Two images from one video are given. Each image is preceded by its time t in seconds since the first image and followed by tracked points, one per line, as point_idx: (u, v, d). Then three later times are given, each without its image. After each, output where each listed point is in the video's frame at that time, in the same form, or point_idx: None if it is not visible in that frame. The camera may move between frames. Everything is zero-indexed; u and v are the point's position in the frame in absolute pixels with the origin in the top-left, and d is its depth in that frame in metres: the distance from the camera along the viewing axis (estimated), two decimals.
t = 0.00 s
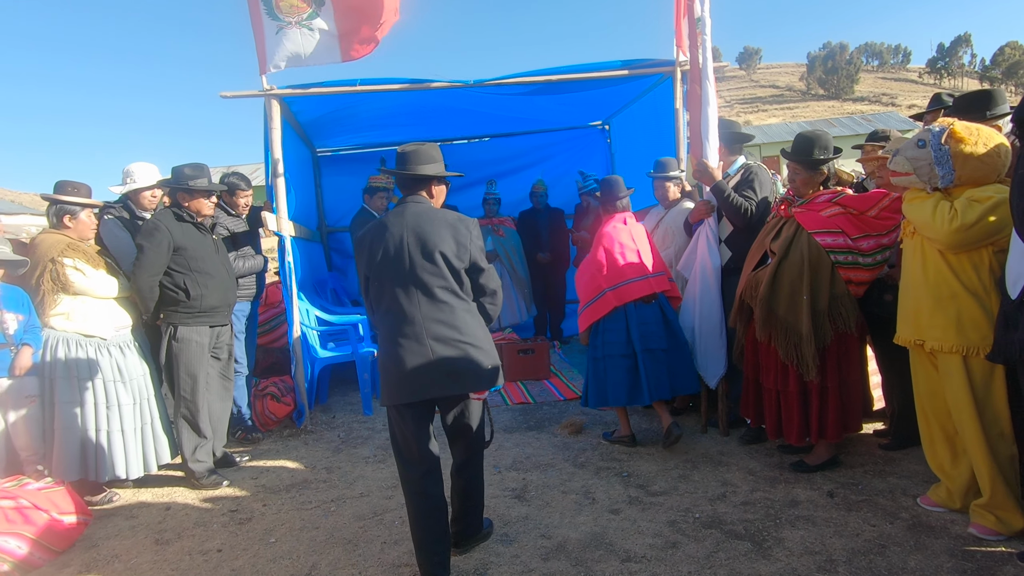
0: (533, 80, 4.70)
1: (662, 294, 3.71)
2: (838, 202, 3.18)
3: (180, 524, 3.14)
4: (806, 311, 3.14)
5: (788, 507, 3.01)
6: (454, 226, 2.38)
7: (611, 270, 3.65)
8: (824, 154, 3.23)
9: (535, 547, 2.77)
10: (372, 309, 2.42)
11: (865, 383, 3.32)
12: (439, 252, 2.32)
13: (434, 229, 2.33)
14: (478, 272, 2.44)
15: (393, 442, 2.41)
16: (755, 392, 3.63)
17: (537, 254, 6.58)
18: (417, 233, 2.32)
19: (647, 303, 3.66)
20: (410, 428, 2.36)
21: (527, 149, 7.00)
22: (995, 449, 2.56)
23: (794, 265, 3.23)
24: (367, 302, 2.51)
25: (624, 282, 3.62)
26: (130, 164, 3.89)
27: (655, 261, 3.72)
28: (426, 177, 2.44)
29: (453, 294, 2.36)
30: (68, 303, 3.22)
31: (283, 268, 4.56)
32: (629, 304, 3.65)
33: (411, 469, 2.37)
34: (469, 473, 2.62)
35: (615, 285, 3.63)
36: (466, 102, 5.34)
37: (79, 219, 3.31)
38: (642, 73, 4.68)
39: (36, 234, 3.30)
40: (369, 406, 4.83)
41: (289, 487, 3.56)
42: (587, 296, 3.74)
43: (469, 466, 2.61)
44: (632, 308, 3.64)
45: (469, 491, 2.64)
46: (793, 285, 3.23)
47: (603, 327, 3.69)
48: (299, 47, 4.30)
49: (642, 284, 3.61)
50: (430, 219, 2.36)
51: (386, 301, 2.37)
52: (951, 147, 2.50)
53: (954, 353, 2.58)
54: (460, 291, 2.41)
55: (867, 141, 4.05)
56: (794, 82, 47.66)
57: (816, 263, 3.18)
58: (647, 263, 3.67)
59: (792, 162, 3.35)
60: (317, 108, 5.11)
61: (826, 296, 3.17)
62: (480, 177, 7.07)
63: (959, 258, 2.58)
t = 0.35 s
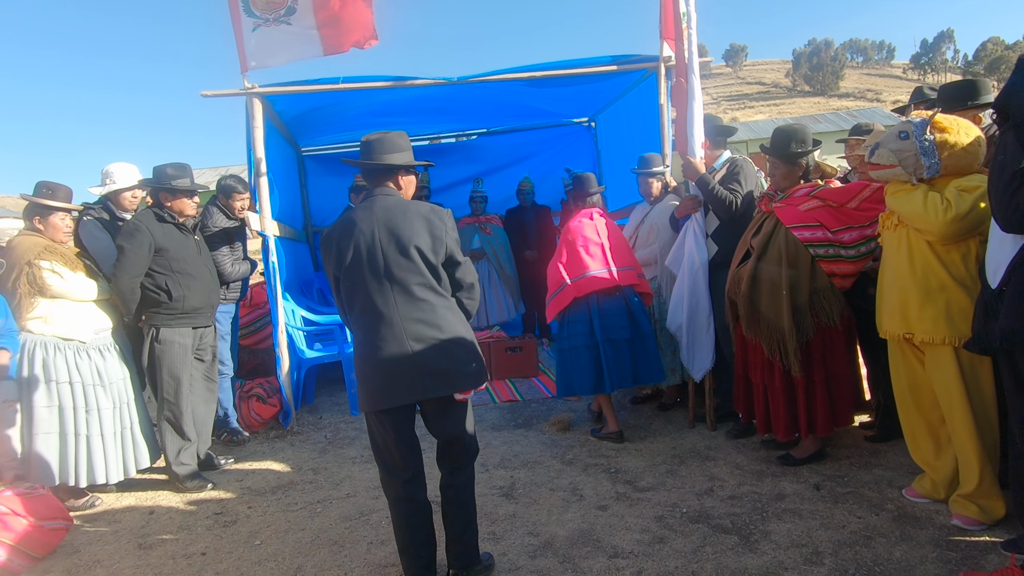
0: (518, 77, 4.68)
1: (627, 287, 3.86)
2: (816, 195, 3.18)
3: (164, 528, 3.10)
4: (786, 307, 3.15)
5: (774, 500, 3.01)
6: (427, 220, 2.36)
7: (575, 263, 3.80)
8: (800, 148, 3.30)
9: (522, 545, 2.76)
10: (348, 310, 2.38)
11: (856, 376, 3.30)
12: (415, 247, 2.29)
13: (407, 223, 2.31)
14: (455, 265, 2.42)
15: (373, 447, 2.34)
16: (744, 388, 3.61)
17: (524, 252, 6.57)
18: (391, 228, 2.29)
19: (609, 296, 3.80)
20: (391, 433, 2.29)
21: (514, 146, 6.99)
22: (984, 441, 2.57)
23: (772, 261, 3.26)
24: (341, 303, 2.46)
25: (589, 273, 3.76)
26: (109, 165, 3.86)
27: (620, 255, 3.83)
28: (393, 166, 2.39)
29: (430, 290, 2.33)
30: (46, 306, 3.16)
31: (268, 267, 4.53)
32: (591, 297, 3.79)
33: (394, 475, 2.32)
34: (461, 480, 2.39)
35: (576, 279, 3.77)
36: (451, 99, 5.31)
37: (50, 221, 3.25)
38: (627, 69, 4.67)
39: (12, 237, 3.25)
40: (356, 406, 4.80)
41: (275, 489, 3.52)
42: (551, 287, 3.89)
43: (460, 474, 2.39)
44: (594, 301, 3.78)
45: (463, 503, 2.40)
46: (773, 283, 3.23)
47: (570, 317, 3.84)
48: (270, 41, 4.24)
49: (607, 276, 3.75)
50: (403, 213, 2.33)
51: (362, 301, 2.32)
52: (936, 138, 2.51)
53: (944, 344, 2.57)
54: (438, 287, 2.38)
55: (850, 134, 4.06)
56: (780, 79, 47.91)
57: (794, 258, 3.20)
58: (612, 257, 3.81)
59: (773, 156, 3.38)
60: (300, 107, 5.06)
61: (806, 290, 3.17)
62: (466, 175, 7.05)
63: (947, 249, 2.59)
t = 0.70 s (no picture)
0: (508, 69, 4.66)
1: (599, 278, 4.08)
2: (797, 180, 3.18)
3: (158, 529, 3.09)
4: (762, 287, 3.17)
5: (768, 489, 3.02)
6: (427, 217, 2.30)
7: (547, 254, 4.15)
8: (783, 134, 3.31)
9: (518, 539, 2.76)
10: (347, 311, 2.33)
11: (839, 364, 3.30)
12: (414, 245, 2.24)
13: (405, 220, 2.25)
14: (455, 263, 2.35)
15: (371, 450, 2.34)
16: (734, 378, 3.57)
17: (517, 245, 6.55)
18: (388, 226, 2.24)
19: (580, 284, 4.07)
20: (388, 438, 2.27)
21: (504, 139, 6.96)
22: (977, 427, 2.58)
23: (752, 245, 3.27)
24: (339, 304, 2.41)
25: (553, 265, 4.10)
26: (95, 164, 3.82)
27: (595, 247, 4.10)
28: (388, 161, 2.34)
29: (431, 290, 2.27)
30: (33, 310, 3.14)
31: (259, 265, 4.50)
32: (562, 285, 4.08)
33: (391, 476, 2.32)
34: (459, 503, 2.24)
35: (547, 268, 4.12)
36: (441, 92, 5.27)
37: (33, 225, 3.20)
38: (617, 59, 4.65)
39: None
40: (350, 403, 4.79)
41: (270, 487, 3.52)
42: (529, 276, 4.25)
43: (460, 492, 2.24)
44: (564, 288, 4.07)
45: (466, 531, 2.24)
46: (752, 263, 3.27)
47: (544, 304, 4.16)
48: (261, 41, 4.24)
49: (569, 269, 4.05)
50: (401, 210, 2.27)
51: (360, 302, 2.27)
52: (931, 124, 2.52)
53: (939, 332, 2.57)
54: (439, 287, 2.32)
55: (841, 121, 4.05)
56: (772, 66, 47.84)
57: (775, 242, 3.19)
58: (586, 248, 4.09)
59: (759, 145, 3.39)
60: (288, 103, 5.02)
61: (784, 273, 3.18)
62: (458, 168, 7.03)
63: (941, 236, 2.58)
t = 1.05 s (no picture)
0: (503, 74, 4.66)
1: (585, 277, 4.31)
2: (789, 181, 3.18)
3: (158, 541, 3.09)
4: (749, 285, 3.20)
5: (769, 492, 3.02)
6: (450, 226, 2.27)
7: (535, 254, 4.36)
8: (783, 137, 3.32)
9: (518, 546, 2.76)
10: (355, 316, 2.25)
11: (830, 365, 3.27)
12: (434, 253, 2.20)
13: (427, 227, 2.22)
14: (474, 275, 2.33)
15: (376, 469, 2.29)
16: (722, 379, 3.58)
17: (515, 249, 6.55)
18: (410, 232, 2.19)
19: (566, 283, 4.29)
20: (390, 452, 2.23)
21: (501, 143, 6.96)
22: (975, 429, 2.57)
23: (742, 244, 3.28)
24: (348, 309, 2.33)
25: (542, 265, 4.32)
26: (92, 176, 3.82)
27: (582, 248, 4.30)
28: (412, 165, 2.30)
29: (448, 300, 2.23)
30: (30, 323, 3.14)
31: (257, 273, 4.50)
32: (549, 284, 4.30)
33: (394, 493, 2.30)
34: (468, 531, 2.21)
35: (535, 268, 4.34)
36: (437, 98, 5.27)
37: (33, 236, 3.21)
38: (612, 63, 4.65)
39: None
40: (350, 410, 4.79)
41: (270, 497, 3.51)
42: (517, 275, 4.45)
43: (459, 503, 2.23)
44: (551, 288, 4.29)
45: (470, 556, 2.21)
46: (741, 262, 3.28)
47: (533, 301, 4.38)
48: (256, 48, 4.22)
49: (557, 269, 4.27)
50: (424, 216, 2.24)
51: (372, 308, 2.20)
52: (923, 125, 2.51)
53: (934, 333, 2.57)
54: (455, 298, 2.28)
55: (836, 121, 4.05)
56: (769, 65, 47.85)
57: (764, 243, 3.19)
58: (573, 249, 4.29)
59: (752, 147, 3.40)
60: (284, 110, 5.02)
61: (773, 272, 3.17)
62: (455, 173, 7.03)
63: (936, 236, 2.57)
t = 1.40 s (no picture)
0: (500, 77, 4.66)
1: (567, 281, 4.39)
2: (785, 182, 3.17)
3: (161, 548, 3.09)
4: (749, 286, 3.20)
5: (772, 492, 3.01)
6: (449, 231, 2.25)
7: (520, 257, 4.45)
8: (777, 138, 3.30)
9: (521, 549, 2.75)
10: (350, 323, 2.21)
11: (831, 365, 3.27)
12: (435, 259, 2.18)
13: (427, 231, 2.19)
14: (473, 280, 2.31)
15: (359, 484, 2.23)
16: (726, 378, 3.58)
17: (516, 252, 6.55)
18: (410, 237, 2.16)
19: (549, 286, 4.38)
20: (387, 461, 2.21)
21: (500, 147, 6.97)
22: (975, 427, 2.57)
23: (741, 245, 3.28)
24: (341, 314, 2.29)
25: (526, 268, 4.41)
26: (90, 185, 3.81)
27: (564, 253, 4.38)
28: (405, 164, 2.26)
29: (448, 306, 2.22)
30: (31, 332, 3.14)
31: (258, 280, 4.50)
32: (532, 287, 4.39)
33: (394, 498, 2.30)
34: (468, 539, 2.20)
35: (519, 271, 4.43)
36: (435, 102, 5.28)
37: (40, 245, 3.23)
38: (610, 65, 4.66)
39: None
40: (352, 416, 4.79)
41: (272, 503, 3.51)
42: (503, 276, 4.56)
43: (460, 508, 2.22)
44: (534, 290, 4.39)
45: (471, 560, 2.21)
46: (740, 262, 3.28)
47: (518, 305, 4.49)
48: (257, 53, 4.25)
49: (540, 272, 4.35)
50: (423, 220, 2.21)
51: (369, 316, 2.16)
52: (915, 124, 2.50)
53: (929, 333, 2.58)
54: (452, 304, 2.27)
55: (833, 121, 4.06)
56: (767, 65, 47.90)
57: (762, 244, 3.19)
58: (555, 254, 4.38)
59: (748, 148, 3.40)
60: (282, 117, 5.03)
61: (773, 272, 3.17)
62: (455, 177, 7.04)
63: (929, 236, 2.57)
